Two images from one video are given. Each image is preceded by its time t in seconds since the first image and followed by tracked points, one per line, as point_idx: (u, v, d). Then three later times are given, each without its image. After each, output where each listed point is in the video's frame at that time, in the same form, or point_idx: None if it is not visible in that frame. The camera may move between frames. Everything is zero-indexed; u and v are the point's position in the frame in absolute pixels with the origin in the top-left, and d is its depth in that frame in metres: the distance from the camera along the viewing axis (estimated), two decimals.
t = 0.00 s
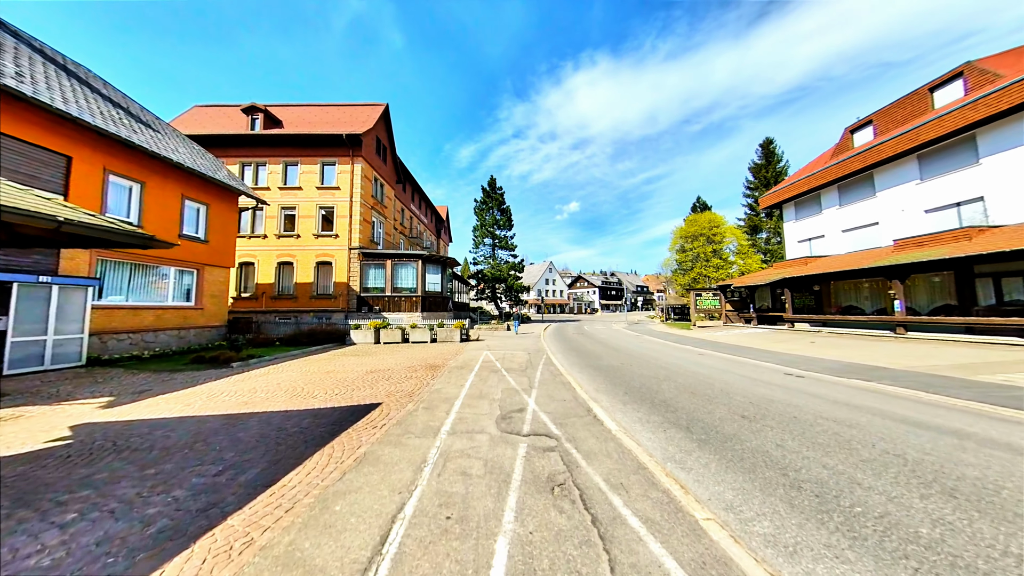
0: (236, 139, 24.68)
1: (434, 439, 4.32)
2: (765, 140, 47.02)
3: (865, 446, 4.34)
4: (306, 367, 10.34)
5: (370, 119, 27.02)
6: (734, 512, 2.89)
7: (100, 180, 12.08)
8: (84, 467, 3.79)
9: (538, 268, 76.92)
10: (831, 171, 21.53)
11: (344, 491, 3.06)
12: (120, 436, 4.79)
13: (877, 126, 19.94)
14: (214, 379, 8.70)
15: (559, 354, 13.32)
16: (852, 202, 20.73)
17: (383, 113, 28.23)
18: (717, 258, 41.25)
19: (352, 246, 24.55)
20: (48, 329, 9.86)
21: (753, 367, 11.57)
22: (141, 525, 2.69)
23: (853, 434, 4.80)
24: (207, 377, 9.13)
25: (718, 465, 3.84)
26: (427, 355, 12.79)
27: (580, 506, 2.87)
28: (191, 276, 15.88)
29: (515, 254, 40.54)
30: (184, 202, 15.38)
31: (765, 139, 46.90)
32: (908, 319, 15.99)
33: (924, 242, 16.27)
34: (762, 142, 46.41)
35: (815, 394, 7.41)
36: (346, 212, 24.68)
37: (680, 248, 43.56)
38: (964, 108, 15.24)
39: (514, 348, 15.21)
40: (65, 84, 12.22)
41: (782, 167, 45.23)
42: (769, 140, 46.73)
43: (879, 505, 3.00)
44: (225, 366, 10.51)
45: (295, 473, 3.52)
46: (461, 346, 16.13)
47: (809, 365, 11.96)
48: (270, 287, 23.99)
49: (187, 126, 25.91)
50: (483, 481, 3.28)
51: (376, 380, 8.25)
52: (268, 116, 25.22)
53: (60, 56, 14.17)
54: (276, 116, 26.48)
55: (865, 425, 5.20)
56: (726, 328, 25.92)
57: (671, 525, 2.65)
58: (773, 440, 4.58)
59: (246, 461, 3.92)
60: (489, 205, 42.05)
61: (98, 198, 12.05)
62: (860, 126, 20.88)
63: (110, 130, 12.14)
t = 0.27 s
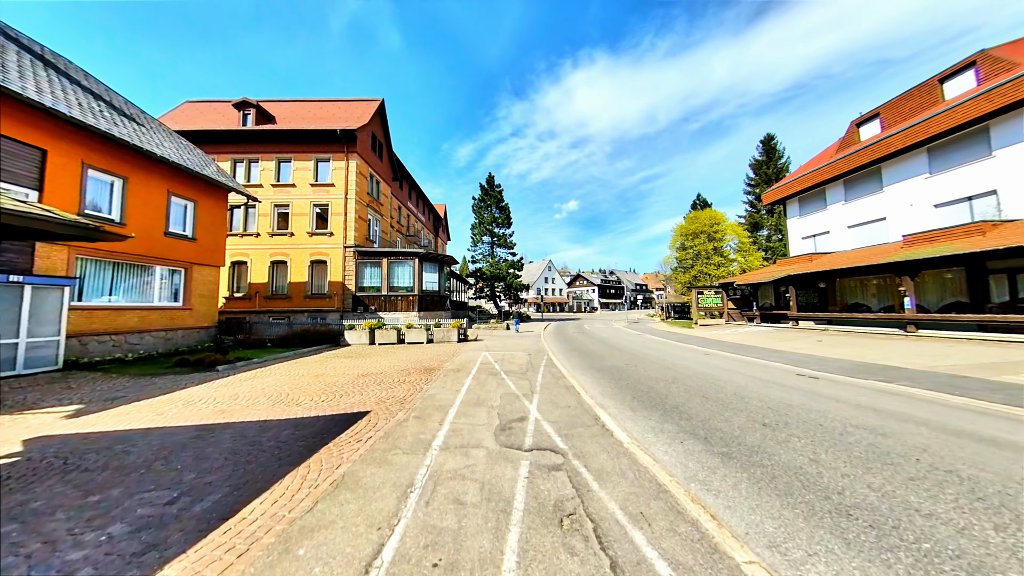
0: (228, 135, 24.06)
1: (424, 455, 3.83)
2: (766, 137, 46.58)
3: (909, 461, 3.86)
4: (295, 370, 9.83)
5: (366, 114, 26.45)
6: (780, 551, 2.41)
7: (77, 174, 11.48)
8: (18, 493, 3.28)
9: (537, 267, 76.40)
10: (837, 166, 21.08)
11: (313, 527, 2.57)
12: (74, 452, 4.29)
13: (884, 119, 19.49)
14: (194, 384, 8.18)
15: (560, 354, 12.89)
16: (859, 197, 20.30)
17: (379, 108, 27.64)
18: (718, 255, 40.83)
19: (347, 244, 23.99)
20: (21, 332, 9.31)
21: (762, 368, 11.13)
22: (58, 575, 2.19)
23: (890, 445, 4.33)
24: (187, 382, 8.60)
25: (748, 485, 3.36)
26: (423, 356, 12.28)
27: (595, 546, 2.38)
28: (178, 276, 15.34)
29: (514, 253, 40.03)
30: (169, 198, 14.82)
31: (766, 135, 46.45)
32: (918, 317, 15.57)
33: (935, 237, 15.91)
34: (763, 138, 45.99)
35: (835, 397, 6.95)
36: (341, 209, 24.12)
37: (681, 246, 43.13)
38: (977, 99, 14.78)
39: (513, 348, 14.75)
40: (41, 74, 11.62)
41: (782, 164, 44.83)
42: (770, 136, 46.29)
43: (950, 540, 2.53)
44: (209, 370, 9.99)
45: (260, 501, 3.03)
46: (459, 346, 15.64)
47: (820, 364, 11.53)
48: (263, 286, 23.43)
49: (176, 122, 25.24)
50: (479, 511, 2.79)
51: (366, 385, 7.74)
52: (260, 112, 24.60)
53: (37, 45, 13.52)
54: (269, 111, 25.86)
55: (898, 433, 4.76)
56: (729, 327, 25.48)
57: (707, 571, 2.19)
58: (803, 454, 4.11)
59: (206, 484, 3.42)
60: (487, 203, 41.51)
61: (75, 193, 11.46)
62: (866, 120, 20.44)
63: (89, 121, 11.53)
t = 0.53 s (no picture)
0: (220, 131, 23.48)
1: (414, 474, 3.34)
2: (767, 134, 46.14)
3: (967, 479, 3.38)
4: (284, 372, 9.33)
5: (362, 110, 25.91)
6: None
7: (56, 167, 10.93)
8: None
9: (536, 266, 75.93)
10: (843, 161, 20.63)
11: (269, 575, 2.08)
12: (20, 469, 3.80)
13: (892, 113, 19.06)
14: (174, 389, 7.67)
15: (562, 355, 12.44)
16: (865, 192, 19.89)
17: (375, 104, 27.11)
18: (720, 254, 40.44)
19: (343, 242, 23.48)
20: None
21: (772, 368, 10.69)
22: None
23: (939, 458, 3.85)
24: (167, 386, 8.09)
25: (788, 509, 2.90)
26: (419, 357, 11.80)
27: None
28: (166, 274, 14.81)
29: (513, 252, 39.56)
30: (156, 193, 14.27)
31: (768, 132, 46.00)
32: (930, 315, 15.14)
33: (947, 233, 15.52)
34: (764, 135, 45.61)
35: (858, 401, 6.48)
36: (336, 207, 23.59)
37: (681, 245, 42.72)
38: (991, 90, 14.33)
39: (513, 348, 14.30)
40: (17, 62, 11.06)
41: (783, 161, 44.45)
42: (771, 134, 45.86)
43: None
44: (193, 373, 9.49)
45: (214, 536, 2.54)
46: (457, 346, 15.17)
47: (832, 364, 11.09)
48: (257, 286, 22.89)
49: (167, 117, 24.66)
50: (476, 549, 2.31)
51: (357, 388, 7.26)
52: (253, 107, 24.02)
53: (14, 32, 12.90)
54: (262, 107, 25.29)
55: (940, 443, 4.31)
56: (732, 326, 25.06)
57: None
58: (841, 469, 3.65)
59: (158, 510, 2.93)
60: (486, 201, 41.04)
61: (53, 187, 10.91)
62: (873, 114, 20.01)
63: (67, 111, 10.93)
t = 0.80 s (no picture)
0: (212, 127, 22.95)
1: (400, 503, 2.87)
2: (767, 133, 45.86)
3: None
4: (271, 377, 8.85)
5: (358, 106, 25.40)
6: None
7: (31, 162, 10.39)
8: None
9: (535, 266, 75.51)
10: (848, 159, 20.28)
11: None
12: None
13: (898, 109, 18.72)
14: (150, 396, 7.18)
15: (564, 357, 12.00)
16: (871, 190, 19.54)
17: (372, 101, 26.60)
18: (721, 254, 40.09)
19: (338, 241, 22.97)
20: None
21: (782, 370, 10.28)
22: None
23: (997, 478, 3.41)
24: (145, 392, 7.60)
25: (843, 546, 2.45)
26: (415, 360, 11.33)
27: None
28: (153, 274, 14.29)
29: (512, 251, 39.10)
30: (142, 190, 13.77)
31: (768, 131, 45.73)
32: (940, 315, 14.79)
33: (957, 231, 15.14)
34: (764, 134, 45.34)
35: (883, 407, 6.05)
36: (331, 205, 23.09)
37: (681, 244, 42.38)
38: (1002, 85, 13.99)
39: (512, 350, 13.84)
40: None
41: (784, 160, 44.17)
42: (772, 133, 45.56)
43: None
44: (175, 378, 9.00)
45: None
46: (455, 348, 14.71)
47: (845, 366, 10.67)
48: (250, 286, 22.36)
49: (158, 114, 24.10)
50: None
51: (347, 395, 6.78)
52: (247, 103, 23.50)
53: None
54: (256, 103, 24.76)
55: (989, 458, 3.87)
56: (735, 326, 24.68)
57: None
58: (890, 492, 3.19)
59: (92, 551, 2.45)
60: (485, 200, 40.58)
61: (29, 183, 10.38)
62: (879, 110, 19.66)
63: (44, 103, 10.36)
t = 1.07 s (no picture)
0: (205, 125, 22.48)
1: (383, 536, 2.43)
2: (767, 131, 45.55)
3: None
4: (258, 381, 8.40)
5: (354, 104, 24.94)
6: None
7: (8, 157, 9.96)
8: None
9: (534, 266, 75.08)
10: (853, 155, 19.92)
11: None
12: None
13: (904, 104, 18.37)
14: (126, 403, 6.72)
15: (566, 358, 11.66)
16: (877, 187, 19.19)
17: (368, 98, 26.15)
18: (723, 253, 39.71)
19: (334, 241, 22.49)
20: None
21: (793, 371, 9.87)
22: None
23: None
24: (121, 398, 7.15)
25: None
26: (412, 362, 10.92)
27: None
28: (139, 274, 13.83)
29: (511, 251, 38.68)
30: (128, 187, 13.30)
31: (768, 129, 45.43)
32: (951, 314, 14.41)
33: (968, 227, 14.76)
34: (764, 132, 45.04)
35: (912, 412, 5.63)
36: (327, 204, 22.63)
37: (682, 243, 42.01)
38: (1013, 77, 13.63)
39: (512, 351, 13.42)
40: None
41: (785, 159, 43.85)
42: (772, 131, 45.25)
43: None
44: (157, 382, 8.54)
45: None
46: (452, 349, 14.27)
47: (858, 367, 10.27)
48: (243, 287, 21.88)
49: (150, 111, 23.62)
50: None
51: (336, 400, 6.33)
52: (240, 100, 23.03)
53: None
54: (250, 100, 24.28)
55: None
56: (738, 326, 24.29)
57: None
58: (951, 517, 2.77)
59: None
60: (484, 199, 40.16)
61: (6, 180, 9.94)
62: (884, 106, 19.32)
63: (22, 95, 9.90)
